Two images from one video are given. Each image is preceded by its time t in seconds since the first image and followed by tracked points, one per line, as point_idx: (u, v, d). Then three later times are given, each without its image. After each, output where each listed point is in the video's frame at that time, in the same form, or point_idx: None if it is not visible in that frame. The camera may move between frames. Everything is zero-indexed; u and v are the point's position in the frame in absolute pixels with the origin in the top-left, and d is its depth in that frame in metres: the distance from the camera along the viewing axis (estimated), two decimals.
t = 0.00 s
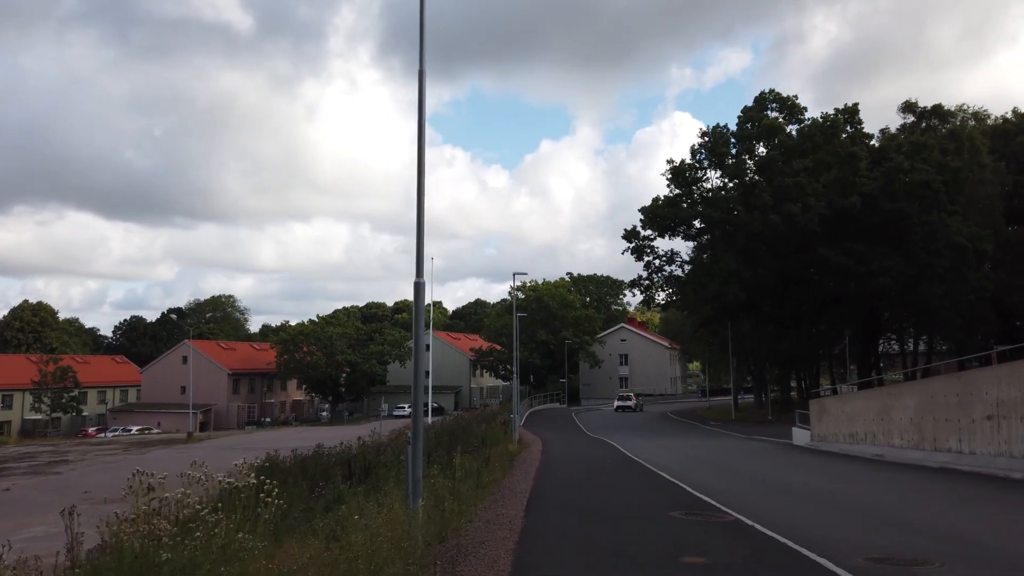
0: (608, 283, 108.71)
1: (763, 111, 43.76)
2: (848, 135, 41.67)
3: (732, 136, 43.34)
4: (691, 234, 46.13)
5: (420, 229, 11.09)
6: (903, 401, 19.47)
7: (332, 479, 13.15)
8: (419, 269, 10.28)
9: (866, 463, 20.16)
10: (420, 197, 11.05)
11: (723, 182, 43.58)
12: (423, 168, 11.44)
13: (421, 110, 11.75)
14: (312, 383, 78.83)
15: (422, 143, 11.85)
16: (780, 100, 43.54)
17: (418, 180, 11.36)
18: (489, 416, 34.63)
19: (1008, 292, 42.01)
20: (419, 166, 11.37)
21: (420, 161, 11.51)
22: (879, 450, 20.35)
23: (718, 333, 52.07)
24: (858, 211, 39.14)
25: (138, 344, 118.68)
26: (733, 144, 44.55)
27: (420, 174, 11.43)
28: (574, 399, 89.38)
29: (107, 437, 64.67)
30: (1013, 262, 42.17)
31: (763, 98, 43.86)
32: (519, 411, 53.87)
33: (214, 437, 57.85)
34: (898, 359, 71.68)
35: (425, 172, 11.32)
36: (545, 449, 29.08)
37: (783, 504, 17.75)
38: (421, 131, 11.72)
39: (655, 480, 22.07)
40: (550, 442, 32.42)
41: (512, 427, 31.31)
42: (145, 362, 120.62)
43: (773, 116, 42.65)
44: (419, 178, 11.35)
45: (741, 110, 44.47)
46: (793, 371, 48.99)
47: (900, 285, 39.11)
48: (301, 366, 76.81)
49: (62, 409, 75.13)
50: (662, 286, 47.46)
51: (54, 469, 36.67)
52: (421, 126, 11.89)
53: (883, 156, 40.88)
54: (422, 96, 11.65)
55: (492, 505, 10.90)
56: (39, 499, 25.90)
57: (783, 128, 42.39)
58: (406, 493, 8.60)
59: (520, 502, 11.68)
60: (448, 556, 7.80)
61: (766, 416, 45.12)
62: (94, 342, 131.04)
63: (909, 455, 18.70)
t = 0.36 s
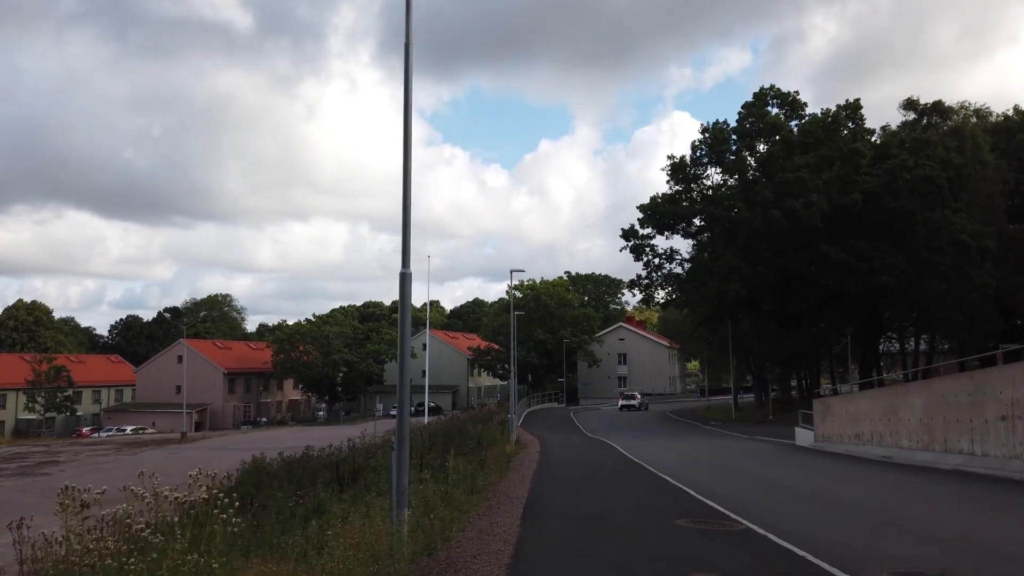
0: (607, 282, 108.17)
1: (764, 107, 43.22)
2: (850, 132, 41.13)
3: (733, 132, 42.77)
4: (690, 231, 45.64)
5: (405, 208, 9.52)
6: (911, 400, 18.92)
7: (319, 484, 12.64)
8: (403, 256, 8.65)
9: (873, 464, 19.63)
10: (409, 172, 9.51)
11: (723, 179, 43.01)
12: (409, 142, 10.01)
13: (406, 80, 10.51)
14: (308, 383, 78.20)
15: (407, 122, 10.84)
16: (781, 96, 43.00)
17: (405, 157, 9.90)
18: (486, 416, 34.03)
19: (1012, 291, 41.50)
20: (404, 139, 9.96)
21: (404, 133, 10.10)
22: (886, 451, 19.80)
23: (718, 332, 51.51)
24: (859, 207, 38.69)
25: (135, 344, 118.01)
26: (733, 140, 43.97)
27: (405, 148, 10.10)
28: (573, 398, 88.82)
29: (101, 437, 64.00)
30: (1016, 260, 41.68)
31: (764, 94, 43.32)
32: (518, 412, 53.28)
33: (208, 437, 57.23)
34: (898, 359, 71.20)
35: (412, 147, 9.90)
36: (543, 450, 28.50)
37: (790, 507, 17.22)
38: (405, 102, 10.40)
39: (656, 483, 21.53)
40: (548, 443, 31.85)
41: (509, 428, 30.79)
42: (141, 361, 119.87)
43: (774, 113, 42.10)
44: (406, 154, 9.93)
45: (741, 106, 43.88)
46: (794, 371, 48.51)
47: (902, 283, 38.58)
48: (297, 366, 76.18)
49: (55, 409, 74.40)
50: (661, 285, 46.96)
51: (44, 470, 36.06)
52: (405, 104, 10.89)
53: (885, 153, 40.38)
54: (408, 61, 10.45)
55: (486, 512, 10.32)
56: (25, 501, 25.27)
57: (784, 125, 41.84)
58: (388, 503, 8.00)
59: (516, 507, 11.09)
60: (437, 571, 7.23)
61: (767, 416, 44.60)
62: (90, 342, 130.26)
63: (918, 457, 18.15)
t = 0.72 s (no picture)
0: (606, 282, 107.63)
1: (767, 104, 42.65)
2: (854, 129, 40.55)
3: (735, 129, 42.18)
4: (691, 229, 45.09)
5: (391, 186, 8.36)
6: (923, 401, 18.35)
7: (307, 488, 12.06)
8: (392, 245, 7.68)
9: (884, 467, 19.05)
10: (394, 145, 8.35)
11: (725, 176, 42.45)
12: (395, 115, 8.99)
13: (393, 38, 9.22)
14: (306, 383, 77.67)
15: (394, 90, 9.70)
16: (783, 92, 42.44)
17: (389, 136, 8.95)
18: (485, 417, 33.44)
19: (1018, 290, 40.97)
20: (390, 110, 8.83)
21: (391, 102, 8.95)
22: (896, 453, 19.23)
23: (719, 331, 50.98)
24: (862, 204, 38.15)
25: (133, 343, 117.59)
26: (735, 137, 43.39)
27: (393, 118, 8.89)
28: (572, 399, 88.27)
29: (97, 437, 63.50)
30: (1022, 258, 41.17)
31: (766, 90, 42.77)
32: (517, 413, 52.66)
33: (205, 438, 56.60)
34: (901, 359, 70.68)
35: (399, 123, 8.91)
36: (542, 451, 27.92)
37: (799, 512, 16.65)
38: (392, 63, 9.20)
39: (658, 487, 20.95)
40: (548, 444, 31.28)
41: (508, 428, 30.26)
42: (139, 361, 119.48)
43: (776, 109, 41.55)
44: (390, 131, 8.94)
45: (744, 102, 43.28)
46: (796, 371, 47.98)
47: (907, 281, 38.06)
48: (295, 366, 75.62)
49: (52, 409, 73.83)
50: (662, 284, 46.42)
51: (35, 471, 35.54)
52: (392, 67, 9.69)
53: (890, 150, 39.82)
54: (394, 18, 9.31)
55: (481, 521, 9.72)
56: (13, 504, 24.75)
57: (787, 122, 41.31)
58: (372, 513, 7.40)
59: (515, 515, 10.48)
60: None
61: (769, 416, 44.10)
62: (88, 341, 129.73)
63: (931, 459, 17.58)
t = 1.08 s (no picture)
0: (604, 283, 107.07)
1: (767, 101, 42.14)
2: (855, 126, 40.05)
3: (735, 126, 41.67)
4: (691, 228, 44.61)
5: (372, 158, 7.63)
6: (931, 402, 17.82)
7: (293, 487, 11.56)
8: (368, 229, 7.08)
9: (891, 470, 18.53)
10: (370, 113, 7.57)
11: (725, 174, 41.93)
12: (372, 84, 8.15)
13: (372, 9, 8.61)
14: (302, 385, 77.04)
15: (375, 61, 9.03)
16: (784, 89, 41.93)
17: (366, 107, 8.15)
18: (481, 419, 32.85)
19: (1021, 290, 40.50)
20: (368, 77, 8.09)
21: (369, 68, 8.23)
22: (903, 455, 18.71)
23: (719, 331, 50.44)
24: (863, 201, 37.61)
25: (128, 345, 116.85)
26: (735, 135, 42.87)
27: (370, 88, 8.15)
28: (570, 400, 87.70)
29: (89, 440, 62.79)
30: None
31: (767, 87, 42.26)
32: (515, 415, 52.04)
33: (198, 440, 55.83)
34: (901, 361, 70.21)
35: (376, 92, 8.08)
36: (539, 454, 27.33)
37: (805, 516, 16.08)
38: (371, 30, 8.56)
39: (660, 492, 20.38)
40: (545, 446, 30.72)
41: (505, 429, 29.71)
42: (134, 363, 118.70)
43: (777, 107, 41.06)
44: (367, 101, 8.13)
45: (744, 100, 42.76)
46: (797, 372, 47.48)
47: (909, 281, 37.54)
48: (291, 368, 74.99)
49: (45, 411, 73.09)
50: (661, 284, 45.92)
51: (23, 475, 34.88)
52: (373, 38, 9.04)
53: (891, 147, 39.42)
54: None
55: (471, 529, 9.18)
56: None
57: (787, 120, 40.83)
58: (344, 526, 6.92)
59: (508, 523, 9.94)
60: None
61: (769, 418, 43.59)
62: (83, 344, 128.95)
63: (940, 462, 17.05)
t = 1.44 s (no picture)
0: (602, 283, 106.52)
1: (769, 96, 41.58)
2: (857, 122, 39.52)
3: (736, 122, 41.13)
4: (691, 226, 44.12)
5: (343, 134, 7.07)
6: (941, 401, 17.29)
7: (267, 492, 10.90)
8: (342, 207, 6.53)
9: (899, 472, 17.98)
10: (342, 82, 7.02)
11: (726, 171, 41.39)
12: (347, 44, 7.51)
13: None
14: (298, 385, 76.44)
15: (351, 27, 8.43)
16: (786, 85, 41.39)
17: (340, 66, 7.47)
18: (479, 419, 32.29)
19: None
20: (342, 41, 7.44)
21: (342, 32, 7.58)
22: (911, 456, 18.19)
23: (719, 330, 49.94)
24: (866, 198, 37.05)
25: (124, 346, 116.20)
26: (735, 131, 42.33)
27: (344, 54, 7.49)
28: (568, 400, 87.16)
29: (82, 441, 62.06)
30: None
31: (768, 83, 41.74)
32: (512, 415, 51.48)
33: (192, 441, 55.19)
34: (901, 360, 69.72)
35: (350, 52, 7.43)
36: (537, 455, 26.81)
37: (812, 520, 15.52)
38: None
39: (662, 495, 19.82)
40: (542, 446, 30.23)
41: (501, 428, 29.23)
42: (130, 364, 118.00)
43: (778, 102, 40.53)
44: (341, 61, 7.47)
45: (744, 96, 42.21)
46: (797, 372, 46.97)
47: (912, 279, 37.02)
48: (287, 367, 74.34)
49: (39, 411, 72.37)
50: (660, 283, 45.44)
51: (12, 476, 34.28)
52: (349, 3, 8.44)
53: (893, 144, 38.68)
54: None
55: (463, 536, 8.67)
56: None
57: (788, 116, 40.31)
58: (314, 543, 6.45)
59: (501, 528, 9.43)
60: None
61: (770, 418, 43.09)
62: (79, 343, 128.30)
63: (950, 463, 16.52)
